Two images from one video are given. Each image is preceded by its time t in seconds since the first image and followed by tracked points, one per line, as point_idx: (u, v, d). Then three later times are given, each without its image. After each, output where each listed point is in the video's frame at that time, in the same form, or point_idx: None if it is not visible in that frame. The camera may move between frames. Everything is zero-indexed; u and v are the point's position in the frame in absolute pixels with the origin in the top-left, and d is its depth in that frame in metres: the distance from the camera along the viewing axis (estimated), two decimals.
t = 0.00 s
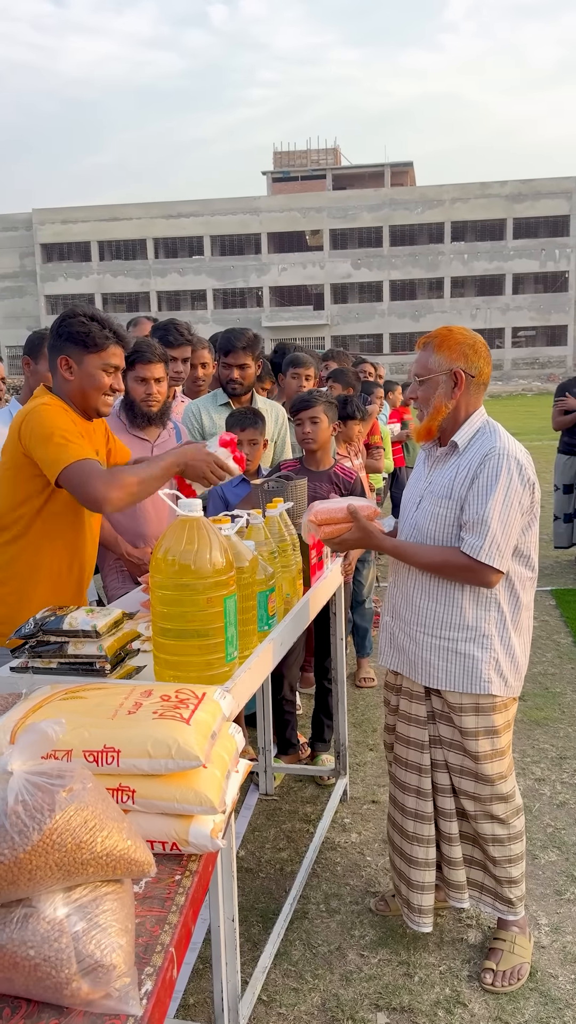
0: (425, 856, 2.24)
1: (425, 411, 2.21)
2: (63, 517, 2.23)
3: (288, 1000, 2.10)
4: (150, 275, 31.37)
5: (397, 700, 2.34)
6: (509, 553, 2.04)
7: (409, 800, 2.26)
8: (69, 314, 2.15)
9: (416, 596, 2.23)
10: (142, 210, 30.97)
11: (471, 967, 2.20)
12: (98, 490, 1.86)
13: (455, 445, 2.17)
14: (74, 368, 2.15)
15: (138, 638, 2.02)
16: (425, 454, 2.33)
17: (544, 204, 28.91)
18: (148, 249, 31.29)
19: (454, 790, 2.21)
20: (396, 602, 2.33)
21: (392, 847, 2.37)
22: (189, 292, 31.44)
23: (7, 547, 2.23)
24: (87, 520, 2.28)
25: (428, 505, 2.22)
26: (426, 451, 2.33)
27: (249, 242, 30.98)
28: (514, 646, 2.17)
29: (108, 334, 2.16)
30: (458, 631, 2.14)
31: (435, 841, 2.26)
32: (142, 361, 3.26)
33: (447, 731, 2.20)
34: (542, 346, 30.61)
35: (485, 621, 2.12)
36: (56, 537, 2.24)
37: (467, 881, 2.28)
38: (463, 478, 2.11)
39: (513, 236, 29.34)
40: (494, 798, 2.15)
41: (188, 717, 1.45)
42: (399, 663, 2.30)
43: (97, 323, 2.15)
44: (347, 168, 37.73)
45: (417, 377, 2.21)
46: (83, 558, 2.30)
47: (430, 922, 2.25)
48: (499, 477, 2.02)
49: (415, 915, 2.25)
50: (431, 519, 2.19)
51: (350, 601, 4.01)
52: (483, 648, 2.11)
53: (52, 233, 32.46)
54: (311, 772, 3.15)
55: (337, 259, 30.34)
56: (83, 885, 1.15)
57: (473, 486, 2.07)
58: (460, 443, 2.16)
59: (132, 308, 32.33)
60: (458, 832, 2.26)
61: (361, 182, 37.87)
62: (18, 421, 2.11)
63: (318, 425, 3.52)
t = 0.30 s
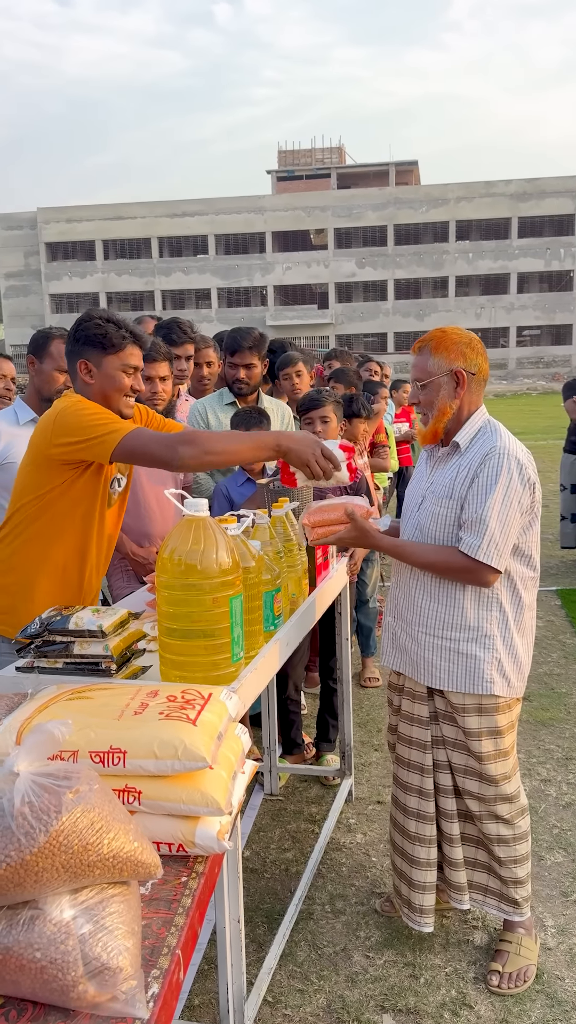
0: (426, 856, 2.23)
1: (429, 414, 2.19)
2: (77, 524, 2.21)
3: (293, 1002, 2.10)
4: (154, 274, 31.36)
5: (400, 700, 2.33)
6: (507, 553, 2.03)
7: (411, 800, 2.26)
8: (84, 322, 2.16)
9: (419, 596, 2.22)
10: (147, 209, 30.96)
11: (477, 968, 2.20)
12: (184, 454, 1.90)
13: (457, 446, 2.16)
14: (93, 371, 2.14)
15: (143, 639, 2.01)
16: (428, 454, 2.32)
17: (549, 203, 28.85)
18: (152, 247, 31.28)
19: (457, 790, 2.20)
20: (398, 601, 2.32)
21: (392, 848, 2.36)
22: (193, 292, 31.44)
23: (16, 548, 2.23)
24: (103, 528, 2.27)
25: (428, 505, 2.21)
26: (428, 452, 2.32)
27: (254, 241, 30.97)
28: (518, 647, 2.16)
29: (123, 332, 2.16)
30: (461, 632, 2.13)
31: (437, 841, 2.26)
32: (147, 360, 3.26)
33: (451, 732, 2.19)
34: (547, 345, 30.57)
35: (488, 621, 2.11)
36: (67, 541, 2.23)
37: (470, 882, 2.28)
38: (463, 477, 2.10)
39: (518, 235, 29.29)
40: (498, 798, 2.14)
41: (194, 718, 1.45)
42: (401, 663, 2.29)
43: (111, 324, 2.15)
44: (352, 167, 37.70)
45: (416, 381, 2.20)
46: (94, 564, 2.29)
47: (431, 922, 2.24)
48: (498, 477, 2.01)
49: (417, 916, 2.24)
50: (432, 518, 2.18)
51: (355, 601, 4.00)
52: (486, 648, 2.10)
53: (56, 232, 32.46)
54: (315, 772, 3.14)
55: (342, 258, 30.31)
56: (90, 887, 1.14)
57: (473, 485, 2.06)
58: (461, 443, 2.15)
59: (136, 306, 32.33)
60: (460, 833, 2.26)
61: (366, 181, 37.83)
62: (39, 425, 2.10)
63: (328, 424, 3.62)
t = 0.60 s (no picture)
0: (424, 860, 2.22)
1: (426, 420, 2.18)
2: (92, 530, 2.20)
3: (297, 1004, 2.09)
4: (156, 274, 31.35)
5: (401, 702, 2.31)
6: (514, 551, 2.02)
7: (410, 802, 2.25)
8: (140, 335, 2.10)
9: (422, 597, 2.21)
10: (149, 209, 30.96)
11: (480, 971, 2.18)
12: (212, 470, 1.88)
13: (455, 447, 2.15)
14: (129, 385, 2.10)
15: (146, 639, 2.00)
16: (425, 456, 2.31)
17: (552, 202, 28.82)
18: (155, 247, 31.27)
19: (460, 792, 2.19)
20: (402, 603, 2.31)
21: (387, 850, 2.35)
22: (196, 292, 31.44)
23: (25, 550, 2.21)
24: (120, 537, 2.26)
25: (431, 507, 2.20)
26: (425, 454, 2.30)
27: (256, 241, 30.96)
28: (522, 647, 2.15)
29: (173, 362, 2.10)
30: (466, 632, 2.11)
31: (436, 844, 2.25)
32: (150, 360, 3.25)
33: (455, 734, 2.17)
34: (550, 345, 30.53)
35: (493, 621, 2.10)
36: (79, 545, 2.22)
37: (474, 884, 2.26)
38: (467, 478, 2.09)
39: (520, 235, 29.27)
40: (503, 798, 2.12)
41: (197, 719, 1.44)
42: (406, 666, 2.28)
43: (163, 348, 2.09)
44: (354, 167, 37.71)
45: (409, 389, 2.18)
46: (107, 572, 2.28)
47: (426, 925, 2.23)
48: (503, 476, 2.00)
49: (411, 919, 2.23)
50: (436, 520, 2.17)
51: (358, 602, 3.99)
52: (491, 649, 2.09)
53: (59, 232, 32.46)
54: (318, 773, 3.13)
55: (344, 257, 30.30)
56: (92, 891, 1.13)
57: (477, 485, 2.05)
58: (462, 444, 2.14)
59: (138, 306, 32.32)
60: (463, 834, 2.24)
61: (368, 181, 37.82)
62: (62, 430, 2.09)
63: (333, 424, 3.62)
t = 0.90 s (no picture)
0: (423, 863, 2.21)
1: (426, 422, 2.17)
2: (84, 530, 2.19)
3: (297, 1007, 2.08)
4: (156, 274, 31.34)
5: (402, 705, 2.31)
6: (524, 552, 2.01)
7: (410, 806, 2.24)
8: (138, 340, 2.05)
9: (423, 598, 2.20)
10: (149, 209, 30.95)
11: (482, 974, 2.17)
12: (201, 467, 1.87)
13: (458, 448, 2.15)
14: (118, 387, 2.08)
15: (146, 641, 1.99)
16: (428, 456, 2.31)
17: (552, 202, 28.80)
18: (154, 247, 31.25)
19: (461, 795, 2.18)
20: (403, 605, 2.29)
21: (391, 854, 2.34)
22: (195, 292, 31.44)
23: (18, 550, 2.21)
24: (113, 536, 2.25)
25: (433, 509, 2.18)
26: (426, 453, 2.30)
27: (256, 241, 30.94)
28: (522, 647, 2.14)
29: (167, 374, 2.05)
30: (466, 634, 2.11)
31: (436, 848, 2.24)
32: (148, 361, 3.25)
33: (456, 736, 2.17)
34: (550, 345, 30.52)
35: (495, 624, 2.09)
36: (72, 546, 2.21)
37: (475, 888, 2.25)
38: (471, 479, 2.08)
39: (520, 235, 29.26)
40: (504, 801, 2.12)
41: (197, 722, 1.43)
42: (407, 668, 2.27)
43: (159, 358, 2.05)
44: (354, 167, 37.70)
45: (409, 390, 2.18)
46: (100, 572, 2.26)
47: (426, 930, 2.22)
48: (511, 477, 1.99)
49: (412, 923, 2.22)
50: (439, 523, 2.16)
51: (359, 602, 3.98)
52: (493, 650, 2.08)
53: (58, 232, 32.44)
54: (319, 774, 3.13)
55: (344, 258, 30.29)
56: (92, 895, 1.12)
57: (483, 487, 2.04)
58: (464, 445, 2.13)
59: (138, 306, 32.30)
60: (465, 838, 2.23)
61: (368, 181, 37.79)
62: (49, 428, 2.08)
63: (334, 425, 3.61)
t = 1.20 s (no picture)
0: (429, 864, 2.20)
1: (433, 419, 2.16)
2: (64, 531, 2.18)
3: (297, 1010, 2.07)
4: (155, 274, 31.32)
5: (405, 705, 2.30)
6: (546, 549, 2.01)
7: (414, 807, 2.23)
8: (116, 332, 2.04)
9: (428, 599, 2.19)
10: (147, 209, 30.93)
11: (481, 976, 2.17)
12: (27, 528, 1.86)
13: (467, 448, 2.14)
14: (93, 379, 2.05)
15: (145, 643, 1.99)
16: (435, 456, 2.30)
17: (550, 203, 28.81)
18: (153, 248, 31.24)
19: (464, 796, 2.17)
20: (407, 605, 2.28)
21: (393, 855, 2.33)
22: (193, 292, 31.42)
23: None
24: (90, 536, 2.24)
25: (443, 509, 2.17)
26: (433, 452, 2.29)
27: (254, 241, 30.94)
28: (527, 648, 2.13)
29: (147, 364, 2.04)
30: (471, 635, 2.10)
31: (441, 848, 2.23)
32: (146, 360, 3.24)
33: (458, 737, 2.15)
34: (548, 346, 30.54)
35: (500, 625, 2.09)
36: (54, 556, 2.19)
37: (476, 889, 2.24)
38: (483, 479, 2.07)
39: (518, 235, 29.26)
40: (506, 804, 2.11)
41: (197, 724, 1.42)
42: (410, 669, 2.26)
43: (139, 348, 2.04)
44: (352, 168, 37.72)
45: (418, 387, 2.16)
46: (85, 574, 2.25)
47: (433, 931, 2.21)
48: (526, 476, 1.98)
49: (418, 925, 2.21)
50: (450, 522, 2.15)
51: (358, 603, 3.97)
52: (498, 651, 2.07)
53: (56, 232, 32.41)
54: (318, 776, 3.12)
55: (342, 258, 30.28)
56: (91, 899, 1.11)
57: (496, 486, 2.03)
58: (474, 444, 2.13)
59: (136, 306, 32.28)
60: (466, 840, 2.22)
61: (366, 181, 37.79)
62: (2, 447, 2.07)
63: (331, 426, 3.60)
